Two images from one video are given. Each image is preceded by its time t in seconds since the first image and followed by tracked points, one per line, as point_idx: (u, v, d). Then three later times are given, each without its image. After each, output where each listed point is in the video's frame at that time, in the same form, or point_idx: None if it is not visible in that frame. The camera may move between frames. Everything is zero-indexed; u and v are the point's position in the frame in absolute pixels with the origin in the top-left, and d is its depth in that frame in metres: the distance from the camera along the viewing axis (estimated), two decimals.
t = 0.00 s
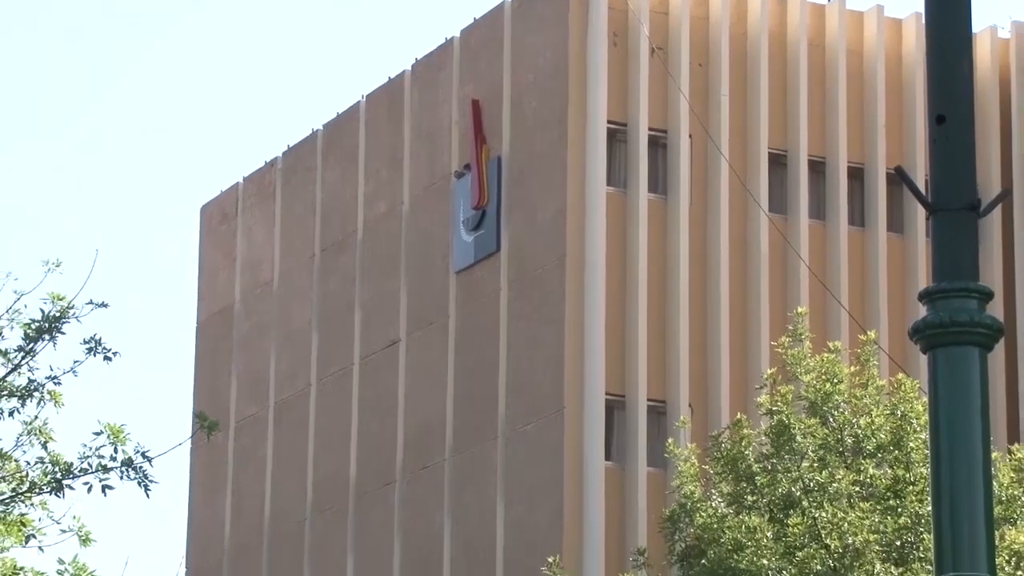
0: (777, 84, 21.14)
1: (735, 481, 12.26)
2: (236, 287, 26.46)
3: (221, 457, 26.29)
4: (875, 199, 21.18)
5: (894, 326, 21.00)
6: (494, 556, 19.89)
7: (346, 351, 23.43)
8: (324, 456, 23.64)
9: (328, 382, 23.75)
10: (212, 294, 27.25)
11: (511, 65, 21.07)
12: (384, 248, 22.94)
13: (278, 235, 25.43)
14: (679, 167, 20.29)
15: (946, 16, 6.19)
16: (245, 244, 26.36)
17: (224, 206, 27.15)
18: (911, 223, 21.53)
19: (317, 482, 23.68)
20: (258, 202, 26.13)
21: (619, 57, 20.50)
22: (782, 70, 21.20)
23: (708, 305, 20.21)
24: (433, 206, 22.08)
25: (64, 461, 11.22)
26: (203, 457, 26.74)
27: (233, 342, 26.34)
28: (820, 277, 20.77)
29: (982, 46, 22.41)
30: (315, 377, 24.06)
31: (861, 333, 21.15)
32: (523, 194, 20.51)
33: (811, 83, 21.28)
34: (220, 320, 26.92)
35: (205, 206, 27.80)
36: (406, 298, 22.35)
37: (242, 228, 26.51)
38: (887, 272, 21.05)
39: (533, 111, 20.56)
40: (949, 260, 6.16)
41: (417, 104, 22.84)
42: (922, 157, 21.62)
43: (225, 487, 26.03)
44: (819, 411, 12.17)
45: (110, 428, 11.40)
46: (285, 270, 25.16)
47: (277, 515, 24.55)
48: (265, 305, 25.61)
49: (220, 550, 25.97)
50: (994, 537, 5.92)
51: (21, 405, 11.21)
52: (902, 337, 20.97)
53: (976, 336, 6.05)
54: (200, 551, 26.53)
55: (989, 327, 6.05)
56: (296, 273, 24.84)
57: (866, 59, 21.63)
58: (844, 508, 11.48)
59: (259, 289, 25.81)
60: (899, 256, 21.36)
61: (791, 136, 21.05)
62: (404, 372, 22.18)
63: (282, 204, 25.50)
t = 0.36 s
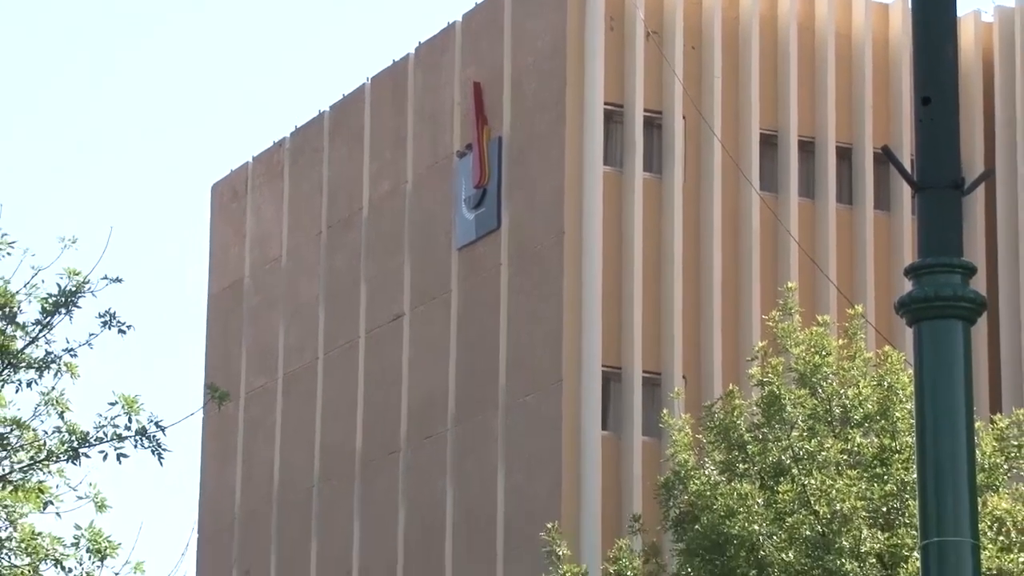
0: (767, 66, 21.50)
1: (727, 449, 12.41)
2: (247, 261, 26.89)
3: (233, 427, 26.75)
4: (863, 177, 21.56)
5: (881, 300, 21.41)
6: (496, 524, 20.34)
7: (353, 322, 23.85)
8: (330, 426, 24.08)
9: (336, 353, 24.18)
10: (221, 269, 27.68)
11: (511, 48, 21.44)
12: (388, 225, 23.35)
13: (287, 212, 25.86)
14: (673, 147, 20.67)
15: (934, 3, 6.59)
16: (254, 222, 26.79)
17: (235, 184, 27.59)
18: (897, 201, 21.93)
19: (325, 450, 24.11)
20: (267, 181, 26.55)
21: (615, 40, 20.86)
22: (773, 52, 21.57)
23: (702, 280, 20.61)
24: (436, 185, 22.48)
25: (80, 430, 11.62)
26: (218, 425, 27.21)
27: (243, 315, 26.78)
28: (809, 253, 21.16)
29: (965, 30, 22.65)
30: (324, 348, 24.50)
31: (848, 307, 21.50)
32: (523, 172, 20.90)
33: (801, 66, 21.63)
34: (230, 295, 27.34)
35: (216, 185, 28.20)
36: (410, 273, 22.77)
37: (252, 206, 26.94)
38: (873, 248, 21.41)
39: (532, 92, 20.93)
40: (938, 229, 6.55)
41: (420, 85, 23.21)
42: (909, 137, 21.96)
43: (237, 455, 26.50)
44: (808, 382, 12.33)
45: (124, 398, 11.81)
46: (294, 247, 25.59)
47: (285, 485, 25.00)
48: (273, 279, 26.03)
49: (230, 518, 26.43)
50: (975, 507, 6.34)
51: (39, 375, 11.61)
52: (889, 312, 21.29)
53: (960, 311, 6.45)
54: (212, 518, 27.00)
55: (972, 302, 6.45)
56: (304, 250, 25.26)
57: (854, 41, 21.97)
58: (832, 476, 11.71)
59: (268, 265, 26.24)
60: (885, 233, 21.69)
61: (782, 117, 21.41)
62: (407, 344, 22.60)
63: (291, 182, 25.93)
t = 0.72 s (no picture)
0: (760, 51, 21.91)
1: (721, 421, 12.82)
2: (256, 238, 27.30)
3: (242, 399, 27.18)
4: (852, 156, 21.87)
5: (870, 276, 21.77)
6: (496, 494, 20.73)
7: (359, 298, 24.26)
8: (337, 399, 24.49)
9: (343, 328, 24.58)
10: (230, 247, 28.10)
11: (511, 32, 21.78)
12: (393, 204, 23.75)
13: (297, 191, 26.28)
14: (669, 127, 21.03)
15: None
16: (264, 201, 27.21)
17: (245, 164, 28.00)
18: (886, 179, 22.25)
19: (332, 422, 24.53)
20: (277, 161, 26.97)
21: (612, 25, 21.21)
22: (765, 37, 21.96)
23: (697, 258, 20.97)
24: (439, 164, 22.84)
25: (95, 402, 12.02)
26: (226, 400, 27.62)
27: (252, 292, 27.21)
28: (800, 230, 21.54)
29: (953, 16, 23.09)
30: (331, 322, 24.90)
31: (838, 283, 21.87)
32: (523, 152, 21.27)
33: (793, 50, 22.01)
34: (240, 271, 27.76)
35: (227, 164, 28.63)
36: (414, 251, 23.16)
37: (261, 185, 27.35)
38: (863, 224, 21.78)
39: (533, 74, 21.28)
40: (925, 205, 6.57)
41: (424, 68, 23.57)
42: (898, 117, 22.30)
43: (246, 428, 26.93)
44: (799, 355, 12.71)
45: (137, 371, 12.20)
46: (302, 226, 25.99)
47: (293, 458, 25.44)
48: (282, 256, 26.45)
49: (240, 490, 26.88)
50: (963, 474, 6.37)
51: (55, 349, 11.99)
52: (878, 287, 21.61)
53: (947, 287, 6.49)
54: (222, 490, 27.44)
55: (959, 278, 6.48)
56: (312, 228, 25.67)
57: (845, 24, 22.32)
58: (822, 446, 12.09)
59: (277, 242, 26.66)
60: (872, 210, 22.04)
61: (774, 99, 21.78)
62: (411, 319, 23.00)
63: (300, 162, 26.34)
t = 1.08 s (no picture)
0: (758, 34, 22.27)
1: (720, 392, 13.27)
2: (272, 217, 27.75)
3: (260, 371, 27.68)
4: (848, 135, 22.24)
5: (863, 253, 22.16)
6: (504, 460, 21.13)
7: (372, 273, 24.68)
8: (351, 370, 24.91)
9: (356, 303, 25.01)
10: (247, 226, 28.57)
11: (519, 15, 22.15)
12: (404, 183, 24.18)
13: (312, 171, 26.72)
14: (670, 108, 21.44)
15: None
16: (279, 179, 27.67)
17: (261, 145, 28.46)
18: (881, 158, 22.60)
19: (345, 393, 24.97)
20: (292, 141, 27.42)
21: (615, 8, 21.61)
22: (763, 19, 22.33)
23: (697, 235, 21.35)
24: (449, 144, 23.25)
25: (116, 373, 12.46)
26: (245, 371, 28.07)
27: (268, 269, 27.67)
28: (797, 208, 21.94)
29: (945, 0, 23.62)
30: (344, 297, 25.34)
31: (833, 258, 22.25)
32: (529, 132, 21.67)
33: (791, 32, 22.38)
34: (256, 248, 28.22)
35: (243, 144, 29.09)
36: (423, 228, 23.59)
37: (277, 164, 27.81)
38: (858, 203, 22.13)
39: (538, 57, 21.67)
40: (918, 182, 6.66)
41: (433, 51, 23.96)
42: (892, 98, 22.64)
43: (265, 401, 27.39)
44: (797, 329, 13.18)
45: (157, 344, 12.64)
46: (316, 204, 26.45)
47: (309, 430, 25.89)
48: (298, 233, 26.90)
49: (258, 461, 27.33)
50: (956, 441, 6.46)
51: (77, 323, 12.43)
52: (873, 262, 22.07)
53: (940, 263, 6.60)
54: (241, 460, 27.87)
55: (951, 254, 6.59)
56: (326, 206, 26.12)
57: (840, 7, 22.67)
58: (818, 416, 12.48)
59: (292, 220, 27.11)
60: (868, 188, 22.39)
61: (772, 80, 22.16)
62: (421, 294, 23.43)
63: (314, 143, 26.80)
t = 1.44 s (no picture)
0: (756, 16, 22.62)
1: (720, 364, 13.70)
2: (284, 196, 28.16)
3: (273, 345, 28.07)
4: (844, 115, 22.60)
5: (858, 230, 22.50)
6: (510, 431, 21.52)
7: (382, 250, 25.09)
8: (362, 344, 25.32)
9: (367, 279, 25.41)
10: (259, 205, 28.97)
11: None
12: (413, 163, 24.57)
13: (324, 152, 27.11)
14: (671, 89, 21.82)
15: None
16: (292, 159, 28.07)
17: (273, 125, 28.85)
18: (876, 138, 22.97)
19: (356, 367, 25.38)
20: (304, 122, 27.82)
21: None
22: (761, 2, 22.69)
23: (698, 214, 21.71)
24: (457, 124, 23.63)
25: (135, 346, 12.88)
26: (260, 340, 28.46)
27: (280, 246, 28.07)
28: (795, 186, 22.27)
29: None
30: (355, 273, 25.74)
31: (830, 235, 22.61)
32: (534, 112, 22.03)
33: (788, 15, 22.73)
34: (268, 226, 28.62)
35: (257, 124, 29.48)
36: (432, 206, 23.98)
37: (290, 144, 28.21)
38: (854, 182, 22.45)
39: (543, 38, 22.01)
40: (911, 162, 7.36)
41: (441, 32, 24.33)
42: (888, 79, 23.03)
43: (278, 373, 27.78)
44: (794, 303, 13.56)
45: (174, 318, 13.04)
46: (327, 182, 26.86)
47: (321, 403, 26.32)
48: (310, 211, 27.31)
49: (271, 432, 27.75)
50: (947, 417, 7.17)
51: (97, 297, 12.85)
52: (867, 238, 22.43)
53: (933, 240, 7.28)
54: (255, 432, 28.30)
55: (944, 230, 7.26)
56: (337, 184, 26.53)
57: None
58: (813, 388, 12.88)
59: (304, 198, 27.52)
60: (863, 168, 22.75)
61: (771, 62, 22.52)
62: (430, 270, 23.83)
63: (325, 124, 27.19)
